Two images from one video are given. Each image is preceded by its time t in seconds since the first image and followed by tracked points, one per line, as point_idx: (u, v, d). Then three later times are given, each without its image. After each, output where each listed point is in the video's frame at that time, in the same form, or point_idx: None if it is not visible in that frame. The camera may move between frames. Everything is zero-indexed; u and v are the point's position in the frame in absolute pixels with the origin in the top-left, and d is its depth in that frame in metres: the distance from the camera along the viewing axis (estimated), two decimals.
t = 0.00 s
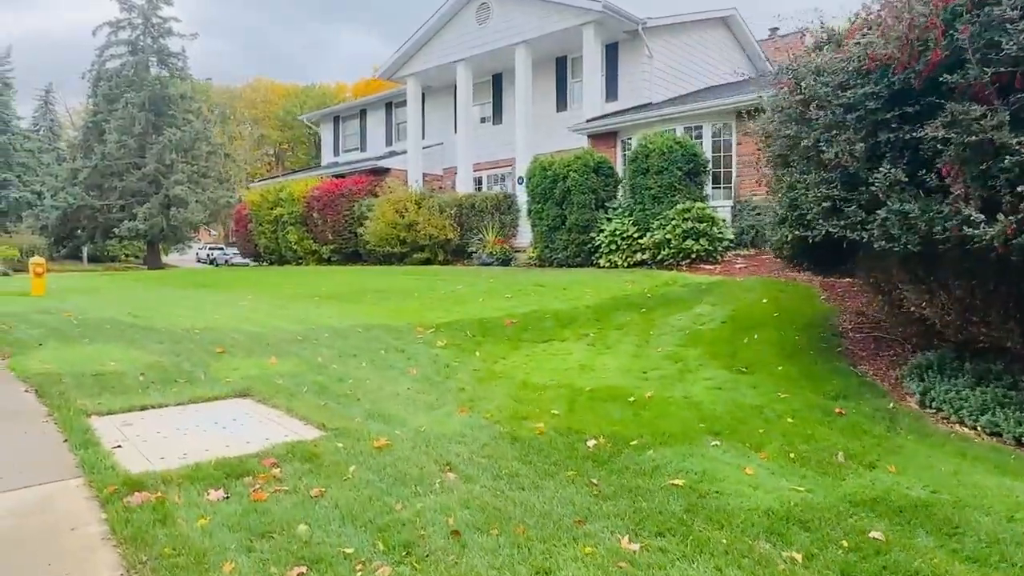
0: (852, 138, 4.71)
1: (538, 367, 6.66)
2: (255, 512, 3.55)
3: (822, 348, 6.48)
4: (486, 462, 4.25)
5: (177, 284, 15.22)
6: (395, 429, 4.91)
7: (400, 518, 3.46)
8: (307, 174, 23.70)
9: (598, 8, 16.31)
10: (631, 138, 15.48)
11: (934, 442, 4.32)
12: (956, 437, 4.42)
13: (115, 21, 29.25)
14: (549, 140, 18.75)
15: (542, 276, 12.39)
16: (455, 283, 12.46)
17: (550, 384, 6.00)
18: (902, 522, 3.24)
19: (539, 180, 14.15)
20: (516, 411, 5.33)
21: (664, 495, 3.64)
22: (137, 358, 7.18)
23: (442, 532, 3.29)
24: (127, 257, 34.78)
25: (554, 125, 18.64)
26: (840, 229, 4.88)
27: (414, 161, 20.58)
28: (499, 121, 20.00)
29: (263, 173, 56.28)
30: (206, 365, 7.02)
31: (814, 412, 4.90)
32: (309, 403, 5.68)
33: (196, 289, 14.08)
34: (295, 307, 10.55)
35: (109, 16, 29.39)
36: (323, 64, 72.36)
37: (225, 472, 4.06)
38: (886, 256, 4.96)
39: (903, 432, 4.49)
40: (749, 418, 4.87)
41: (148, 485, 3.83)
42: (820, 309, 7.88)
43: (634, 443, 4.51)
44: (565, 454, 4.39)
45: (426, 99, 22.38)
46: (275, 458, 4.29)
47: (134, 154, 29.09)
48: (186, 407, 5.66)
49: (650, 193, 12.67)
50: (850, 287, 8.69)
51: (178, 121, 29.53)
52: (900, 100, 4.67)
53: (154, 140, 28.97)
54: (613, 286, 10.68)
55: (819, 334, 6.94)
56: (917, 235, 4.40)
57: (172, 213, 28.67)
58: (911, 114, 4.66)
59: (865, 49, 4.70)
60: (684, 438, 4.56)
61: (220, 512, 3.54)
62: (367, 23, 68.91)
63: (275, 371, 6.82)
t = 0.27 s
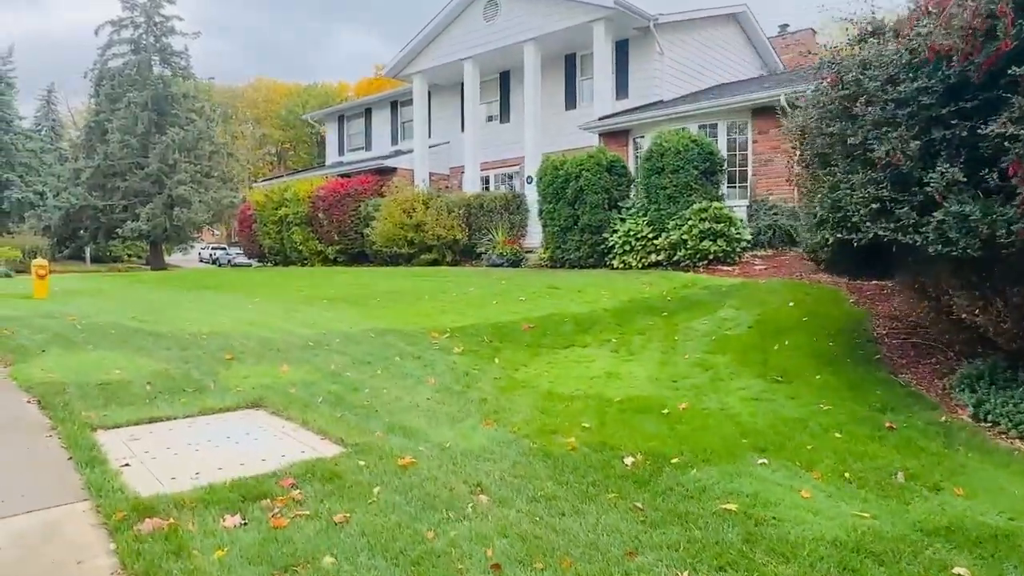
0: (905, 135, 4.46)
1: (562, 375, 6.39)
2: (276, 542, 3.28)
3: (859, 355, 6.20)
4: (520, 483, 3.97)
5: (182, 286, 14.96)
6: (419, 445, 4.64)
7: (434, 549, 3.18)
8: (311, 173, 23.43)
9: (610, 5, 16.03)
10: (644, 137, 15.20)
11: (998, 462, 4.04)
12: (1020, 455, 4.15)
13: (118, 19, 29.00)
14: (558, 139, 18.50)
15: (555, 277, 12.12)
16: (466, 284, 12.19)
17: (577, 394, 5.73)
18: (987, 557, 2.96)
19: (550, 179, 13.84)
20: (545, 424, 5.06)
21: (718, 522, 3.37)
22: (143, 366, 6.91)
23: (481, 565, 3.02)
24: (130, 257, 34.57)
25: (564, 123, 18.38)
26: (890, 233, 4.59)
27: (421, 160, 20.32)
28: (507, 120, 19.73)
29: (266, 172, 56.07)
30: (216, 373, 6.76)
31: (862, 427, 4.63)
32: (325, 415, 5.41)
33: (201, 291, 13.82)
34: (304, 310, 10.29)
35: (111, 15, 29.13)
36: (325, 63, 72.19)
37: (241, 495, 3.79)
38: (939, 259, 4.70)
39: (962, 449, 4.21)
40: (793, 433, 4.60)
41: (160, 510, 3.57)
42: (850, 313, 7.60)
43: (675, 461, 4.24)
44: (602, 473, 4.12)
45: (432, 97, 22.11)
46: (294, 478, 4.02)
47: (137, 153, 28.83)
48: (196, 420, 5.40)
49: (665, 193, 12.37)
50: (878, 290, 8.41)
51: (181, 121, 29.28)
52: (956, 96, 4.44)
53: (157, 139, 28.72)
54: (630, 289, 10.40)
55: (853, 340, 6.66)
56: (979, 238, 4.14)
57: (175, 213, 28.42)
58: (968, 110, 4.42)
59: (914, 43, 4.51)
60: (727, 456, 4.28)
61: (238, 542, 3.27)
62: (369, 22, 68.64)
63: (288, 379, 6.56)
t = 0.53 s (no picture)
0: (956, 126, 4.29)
1: (584, 379, 6.16)
2: (299, 567, 3.05)
3: (892, 359, 5.98)
4: (555, 499, 3.74)
5: (185, 287, 14.71)
6: (442, 456, 4.40)
7: None
8: (314, 172, 23.18)
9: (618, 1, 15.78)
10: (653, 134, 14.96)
11: None
12: None
13: (117, 17, 28.74)
14: (565, 137, 18.29)
15: (566, 277, 11.89)
16: (476, 285, 11.96)
17: (602, 400, 5.50)
18: None
19: (558, 177, 13.58)
20: (573, 433, 4.82)
21: (774, 544, 3.13)
22: (148, 371, 6.67)
23: None
24: (129, 257, 34.32)
25: (571, 121, 18.17)
26: (938, 231, 4.40)
27: (425, 159, 20.09)
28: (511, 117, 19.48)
29: (265, 172, 55.83)
30: (224, 379, 6.52)
31: (910, 437, 4.39)
32: (340, 424, 5.18)
33: (205, 292, 13.57)
34: (311, 312, 10.05)
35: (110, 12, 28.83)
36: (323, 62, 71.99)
37: (258, 513, 3.55)
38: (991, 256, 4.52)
39: (1021, 462, 3.98)
40: (837, 442, 4.37)
41: (173, 530, 3.33)
42: (876, 313, 7.39)
43: (716, 474, 4.01)
44: (641, 488, 3.88)
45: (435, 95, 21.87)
46: (314, 493, 3.79)
47: (137, 152, 28.56)
48: (206, 429, 5.16)
49: (677, 191, 12.14)
50: (902, 290, 8.19)
51: (181, 119, 29.04)
52: (1009, 87, 4.29)
53: (157, 138, 28.45)
54: (645, 289, 10.18)
55: (884, 343, 6.43)
56: None
57: (176, 213, 28.17)
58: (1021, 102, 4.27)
59: (961, 31, 4.34)
60: (770, 467, 4.06)
61: (259, 567, 3.04)
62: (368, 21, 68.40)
63: (299, 384, 6.32)
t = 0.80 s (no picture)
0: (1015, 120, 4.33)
1: (607, 381, 5.97)
2: None
3: (928, 360, 5.79)
4: (596, 510, 3.53)
5: (184, 287, 14.45)
6: (470, 464, 4.19)
7: None
8: (313, 170, 22.91)
9: None
10: (660, 131, 14.77)
11: None
12: None
13: (112, 13, 28.39)
14: (570, 134, 18.11)
15: (575, 276, 11.68)
16: (483, 284, 11.74)
17: (630, 404, 5.30)
18: None
19: (565, 174, 13.36)
20: (604, 439, 4.61)
21: (840, 561, 2.93)
22: (154, 375, 6.44)
23: None
24: (125, 256, 33.98)
25: (576, 118, 17.99)
26: (990, 225, 4.45)
27: (427, 156, 19.86)
28: (513, 114, 19.24)
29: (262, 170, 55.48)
30: (232, 382, 6.29)
31: (960, 442, 4.20)
32: (359, 429, 4.96)
33: (205, 292, 13.31)
34: (317, 312, 9.81)
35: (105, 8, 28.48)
36: (318, 60, 71.66)
37: (282, 527, 3.33)
38: None
39: None
40: (885, 448, 4.18)
41: (192, 547, 3.11)
42: (902, 312, 7.21)
43: (762, 483, 3.81)
44: (684, 498, 3.68)
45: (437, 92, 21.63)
46: (339, 505, 3.58)
47: (134, 150, 28.25)
48: (218, 435, 4.94)
49: (688, 188, 11.94)
50: (924, 288, 8.02)
51: (178, 117, 28.73)
52: None
53: (154, 136, 28.13)
54: (658, 288, 9.98)
55: (916, 343, 6.24)
56: None
57: (173, 212, 27.88)
58: None
59: (1022, 21, 4.38)
60: (819, 475, 3.86)
61: None
62: (364, 19, 68.02)
63: (311, 388, 6.10)
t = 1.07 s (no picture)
0: None
1: (630, 388, 5.74)
2: None
3: (962, 367, 5.59)
4: (639, 532, 3.30)
5: (180, 288, 14.14)
6: (499, 480, 3.95)
7: None
8: (310, 168, 22.58)
9: None
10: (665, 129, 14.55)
11: None
12: None
13: (104, 10, 27.98)
14: (572, 132, 17.91)
15: (582, 278, 11.46)
16: (488, 285, 11.49)
17: (657, 413, 5.07)
18: None
19: (570, 173, 13.11)
20: (636, 452, 4.38)
21: None
22: (155, 382, 6.16)
23: None
24: (117, 256, 33.55)
25: (578, 116, 17.79)
26: None
27: (426, 155, 19.59)
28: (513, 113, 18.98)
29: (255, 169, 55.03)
30: (237, 390, 6.03)
31: (1014, 457, 4.00)
32: (375, 441, 4.71)
33: (202, 293, 13.01)
34: (320, 314, 9.54)
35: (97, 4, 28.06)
36: (311, 58, 71.25)
37: (304, 554, 3.09)
38: None
39: None
40: (936, 463, 3.97)
41: None
42: (928, 316, 7.02)
43: (812, 501, 3.59)
44: (731, 518, 3.45)
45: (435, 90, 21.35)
46: (363, 528, 3.34)
47: (126, 149, 27.85)
48: (226, 448, 4.67)
49: (696, 187, 11.74)
50: (947, 291, 7.83)
51: (171, 115, 28.35)
52: None
53: (146, 134, 27.73)
54: (670, 290, 9.77)
55: (946, 349, 6.05)
56: None
57: (167, 211, 27.51)
58: None
59: None
60: (871, 493, 3.64)
61: None
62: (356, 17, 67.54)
63: (321, 395, 5.84)
